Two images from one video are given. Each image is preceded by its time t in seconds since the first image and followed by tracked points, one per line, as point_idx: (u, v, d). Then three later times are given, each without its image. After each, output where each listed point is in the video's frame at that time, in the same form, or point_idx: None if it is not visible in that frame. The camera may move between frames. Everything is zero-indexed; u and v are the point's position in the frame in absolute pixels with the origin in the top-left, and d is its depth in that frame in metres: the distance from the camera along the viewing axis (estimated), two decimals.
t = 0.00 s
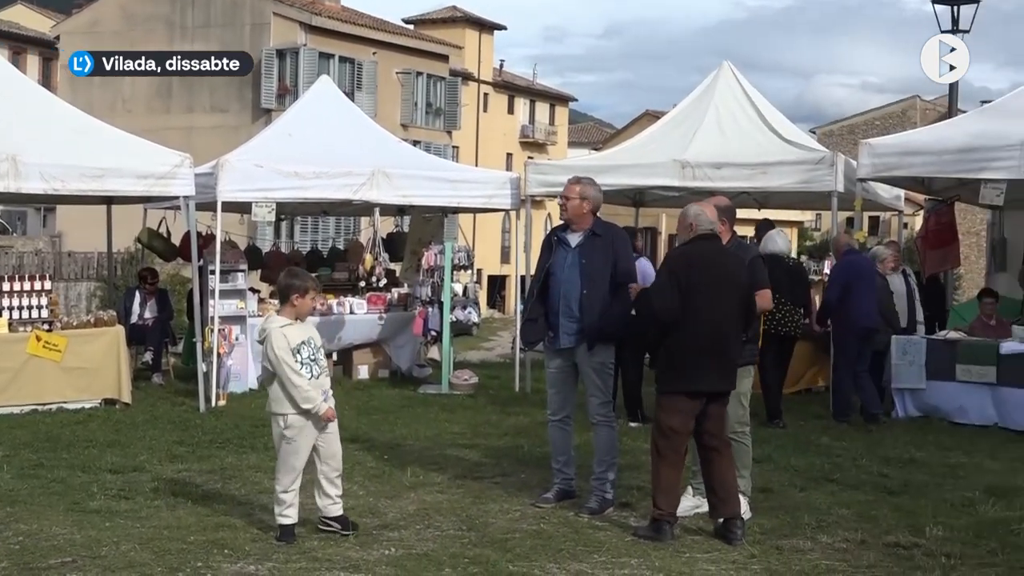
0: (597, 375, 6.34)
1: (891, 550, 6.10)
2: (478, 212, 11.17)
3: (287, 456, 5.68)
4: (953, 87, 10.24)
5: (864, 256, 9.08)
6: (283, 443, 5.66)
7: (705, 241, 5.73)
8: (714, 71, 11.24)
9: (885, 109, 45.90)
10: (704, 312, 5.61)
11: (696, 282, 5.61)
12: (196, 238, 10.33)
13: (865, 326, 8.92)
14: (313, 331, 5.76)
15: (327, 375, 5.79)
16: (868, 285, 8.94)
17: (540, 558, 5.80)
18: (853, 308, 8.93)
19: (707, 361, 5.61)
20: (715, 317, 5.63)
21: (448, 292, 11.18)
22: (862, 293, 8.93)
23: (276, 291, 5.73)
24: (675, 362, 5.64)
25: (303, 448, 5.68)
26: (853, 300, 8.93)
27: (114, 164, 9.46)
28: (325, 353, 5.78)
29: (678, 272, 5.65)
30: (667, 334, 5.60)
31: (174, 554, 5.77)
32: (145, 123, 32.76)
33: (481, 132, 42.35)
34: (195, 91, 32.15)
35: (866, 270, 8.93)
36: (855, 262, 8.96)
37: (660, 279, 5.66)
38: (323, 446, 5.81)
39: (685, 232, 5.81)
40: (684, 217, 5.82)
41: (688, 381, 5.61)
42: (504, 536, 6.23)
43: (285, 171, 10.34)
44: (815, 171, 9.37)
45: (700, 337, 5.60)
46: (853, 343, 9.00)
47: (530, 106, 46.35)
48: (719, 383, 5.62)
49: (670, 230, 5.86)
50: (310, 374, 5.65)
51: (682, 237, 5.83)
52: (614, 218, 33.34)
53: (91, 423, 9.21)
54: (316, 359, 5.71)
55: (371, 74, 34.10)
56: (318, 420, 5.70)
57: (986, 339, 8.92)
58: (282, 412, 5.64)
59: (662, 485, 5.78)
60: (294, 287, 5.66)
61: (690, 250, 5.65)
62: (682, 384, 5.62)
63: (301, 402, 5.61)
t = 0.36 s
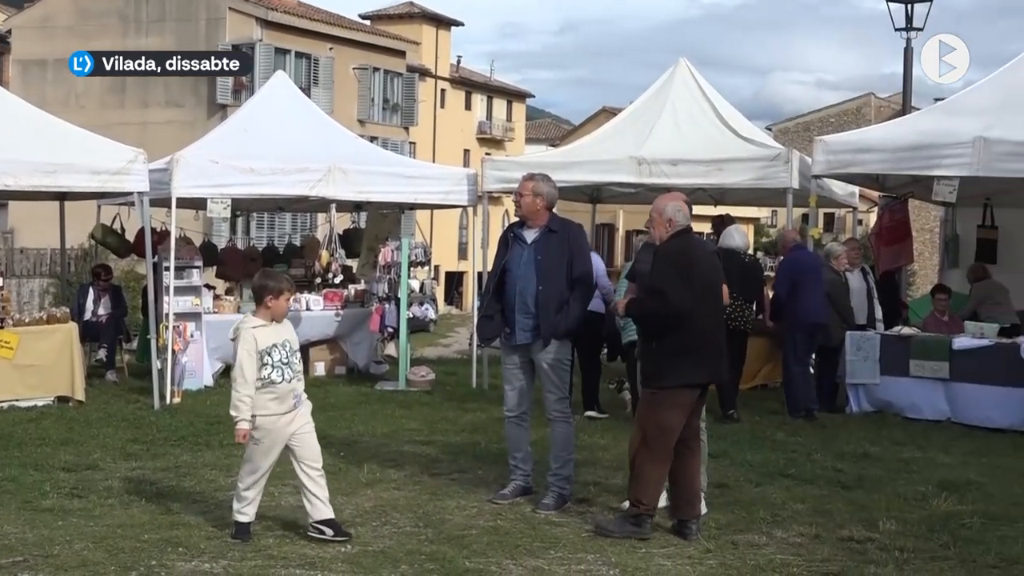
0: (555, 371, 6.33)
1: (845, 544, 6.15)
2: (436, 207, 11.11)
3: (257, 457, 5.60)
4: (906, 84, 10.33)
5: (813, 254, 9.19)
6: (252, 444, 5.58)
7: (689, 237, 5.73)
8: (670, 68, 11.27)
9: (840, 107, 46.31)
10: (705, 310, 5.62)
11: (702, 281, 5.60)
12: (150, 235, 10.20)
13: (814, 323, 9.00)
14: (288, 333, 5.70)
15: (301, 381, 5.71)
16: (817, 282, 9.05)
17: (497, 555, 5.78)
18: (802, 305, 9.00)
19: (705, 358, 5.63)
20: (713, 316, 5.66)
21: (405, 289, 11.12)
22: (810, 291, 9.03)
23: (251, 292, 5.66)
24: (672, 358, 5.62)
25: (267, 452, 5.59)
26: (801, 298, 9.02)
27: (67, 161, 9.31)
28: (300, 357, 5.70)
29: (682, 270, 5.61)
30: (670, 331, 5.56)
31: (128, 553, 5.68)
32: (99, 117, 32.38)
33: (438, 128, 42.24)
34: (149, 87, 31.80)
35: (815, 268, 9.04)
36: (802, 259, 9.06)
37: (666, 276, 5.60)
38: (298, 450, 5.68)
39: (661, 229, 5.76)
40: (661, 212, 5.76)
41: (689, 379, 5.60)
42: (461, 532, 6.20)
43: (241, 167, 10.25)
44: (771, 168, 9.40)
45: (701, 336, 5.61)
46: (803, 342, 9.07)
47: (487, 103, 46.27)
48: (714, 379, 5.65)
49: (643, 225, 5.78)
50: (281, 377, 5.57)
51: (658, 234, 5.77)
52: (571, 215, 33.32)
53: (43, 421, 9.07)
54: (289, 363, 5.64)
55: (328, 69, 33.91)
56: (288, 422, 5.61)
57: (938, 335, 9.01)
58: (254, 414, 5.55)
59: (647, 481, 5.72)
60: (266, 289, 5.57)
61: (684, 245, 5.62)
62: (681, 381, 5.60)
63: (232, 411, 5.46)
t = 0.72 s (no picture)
0: (504, 368, 6.32)
1: (791, 540, 6.19)
2: (386, 203, 11.04)
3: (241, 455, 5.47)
4: (854, 85, 10.42)
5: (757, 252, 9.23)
6: (240, 442, 5.44)
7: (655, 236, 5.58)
8: (620, 65, 11.28)
9: (789, 106, 46.78)
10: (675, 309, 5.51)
11: (677, 280, 5.47)
12: (95, 229, 10.03)
13: (758, 322, 9.05)
14: (282, 333, 5.60)
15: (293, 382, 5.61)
16: (760, 280, 9.08)
17: (445, 551, 5.74)
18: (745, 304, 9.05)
19: (672, 356, 5.54)
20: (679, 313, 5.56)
21: (354, 284, 11.04)
22: (754, 290, 9.07)
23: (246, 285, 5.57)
24: (644, 358, 5.48)
25: (251, 451, 5.45)
26: (745, 296, 9.07)
27: (10, 153, 9.11)
28: (291, 357, 5.59)
29: (659, 269, 5.46)
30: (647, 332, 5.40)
31: (71, 551, 5.57)
32: (43, 110, 31.85)
33: (389, 124, 42.05)
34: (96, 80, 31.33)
35: (759, 266, 9.09)
36: (747, 258, 9.12)
37: (643, 275, 5.43)
38: (273, 455, 5.54)
39: (625, 227, 5.57)
40: (624, 211, 5.56)
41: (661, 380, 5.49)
42: (410, 529, 6.15)
43: (189, 162, 10.14)
44: (720, 166, 9.46)
45: (671, 336, 5.50)
46: (748, 339, 9.12)
47: (439, 99, 46.16)
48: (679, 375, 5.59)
49: (607, 222, 5.57)
50: (270, 375, 5.48)
51: (622, 231, 5.57)
52: (522, 212, 33.29)
53: None
54: (280, 363, 5.53)
55: (278, 64, 33.58)
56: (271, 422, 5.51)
57: (884, 333, 9.11)
58: (235, 411, 5.44)
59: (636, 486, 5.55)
60: (262, 284, 5.51)
61: (656, 243, 5.47)
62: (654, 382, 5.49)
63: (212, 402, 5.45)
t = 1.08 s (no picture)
0: (453, 366, 6.28)
1: (739, 535, 6.22)
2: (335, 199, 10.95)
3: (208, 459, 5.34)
4: (800, 84, 10.50)
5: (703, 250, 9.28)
6: (219, 438, 5.30)
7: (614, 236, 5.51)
8: (571, 62, 11.27)
9: (738, 104, 47.13)
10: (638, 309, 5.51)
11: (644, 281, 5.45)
12: (40, 225, 9.83)
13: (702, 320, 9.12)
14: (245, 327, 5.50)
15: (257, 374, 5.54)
16: (704, 278, 9.13)
17: (393, 549, 5.69)
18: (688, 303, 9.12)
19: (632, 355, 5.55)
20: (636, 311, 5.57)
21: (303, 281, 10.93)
22: (699, 289, 9.13)
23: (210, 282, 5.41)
24: (616, 363, 5.41)
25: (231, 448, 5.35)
26: (689, 295, 9.13)
27: None
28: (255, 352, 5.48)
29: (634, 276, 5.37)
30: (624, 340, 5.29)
31: (13, 552, 5.45)
32: None
33: (339, 120, 41.80)
34: (40, 75, 30.79)
35: (705, 265, 9.14)
36: (693, 257, 9.16)
37: (622, 280, 5.33)
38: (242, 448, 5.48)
39: (585, 226, 5.49)
40: (584, 210, 5.49)
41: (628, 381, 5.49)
42: (359, 528, 6.10)
43: (136, 159, 9.98)
44: (669, 164, 9.46)
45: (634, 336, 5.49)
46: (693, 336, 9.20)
47: (388, 96, 45.98)
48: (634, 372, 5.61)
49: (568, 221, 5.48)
50: (242, 370, 5.37)
51: (582, 230, 5.48)
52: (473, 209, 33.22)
53: None
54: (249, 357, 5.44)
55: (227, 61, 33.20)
56: (242, 419, 5.42)
57: (831, 330, 9.18)
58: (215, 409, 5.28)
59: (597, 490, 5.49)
60: (227, 281, 5.39)
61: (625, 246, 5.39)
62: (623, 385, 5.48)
63: (194, 403, 5.23)
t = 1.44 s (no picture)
0: (402, 367, 6.23)
1: (688, 535, 6.26)
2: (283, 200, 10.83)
3: (174, 468, 5.21)
4: (749, 86, 10.56)
5: (650, 250, 9.32)
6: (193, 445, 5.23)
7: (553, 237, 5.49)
8: (521, 63, 11.25)
9: (688, 105, 47.41)
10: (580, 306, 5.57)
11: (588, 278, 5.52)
12: None
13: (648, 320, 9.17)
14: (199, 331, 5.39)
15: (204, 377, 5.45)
16: (649, 278, 9.19)
17: (344, 552, 5.64)
18: (631, 302, 9.15)
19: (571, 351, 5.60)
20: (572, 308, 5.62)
21: (252, 281, 10.81)
22: (645, 289, 9.17)
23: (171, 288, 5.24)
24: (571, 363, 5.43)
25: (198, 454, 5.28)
26: (634, 294, 9.17)
27: None
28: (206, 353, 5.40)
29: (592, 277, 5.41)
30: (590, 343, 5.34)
31: None
32: None
33: (289, 121, 41.52)
34: None
35: (649, 264, 9.20)
36: (638, 257, 9.22)
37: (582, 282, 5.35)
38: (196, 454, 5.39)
39: (526, 230, 5.36)
40: (526, 212, 5.34)
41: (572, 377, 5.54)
42: (308, 530, 6.04)
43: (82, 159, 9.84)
44: (618, 165, 9.46)
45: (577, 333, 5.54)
46: (637, 335, 9.25)
47: (339, 96, 45.72)
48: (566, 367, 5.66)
49: (508, 225, 5.32)
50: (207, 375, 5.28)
51: (522, 233, 5.35)
52: (425, 210, 33.13)
53: None
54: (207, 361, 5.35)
55: (176, 61, 32.79)
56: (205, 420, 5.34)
57: (779, 330, 9.24)
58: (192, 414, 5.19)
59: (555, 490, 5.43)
60: (191, 286, 5.27)
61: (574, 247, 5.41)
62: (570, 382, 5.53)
63: (182, 411, 5.11)
